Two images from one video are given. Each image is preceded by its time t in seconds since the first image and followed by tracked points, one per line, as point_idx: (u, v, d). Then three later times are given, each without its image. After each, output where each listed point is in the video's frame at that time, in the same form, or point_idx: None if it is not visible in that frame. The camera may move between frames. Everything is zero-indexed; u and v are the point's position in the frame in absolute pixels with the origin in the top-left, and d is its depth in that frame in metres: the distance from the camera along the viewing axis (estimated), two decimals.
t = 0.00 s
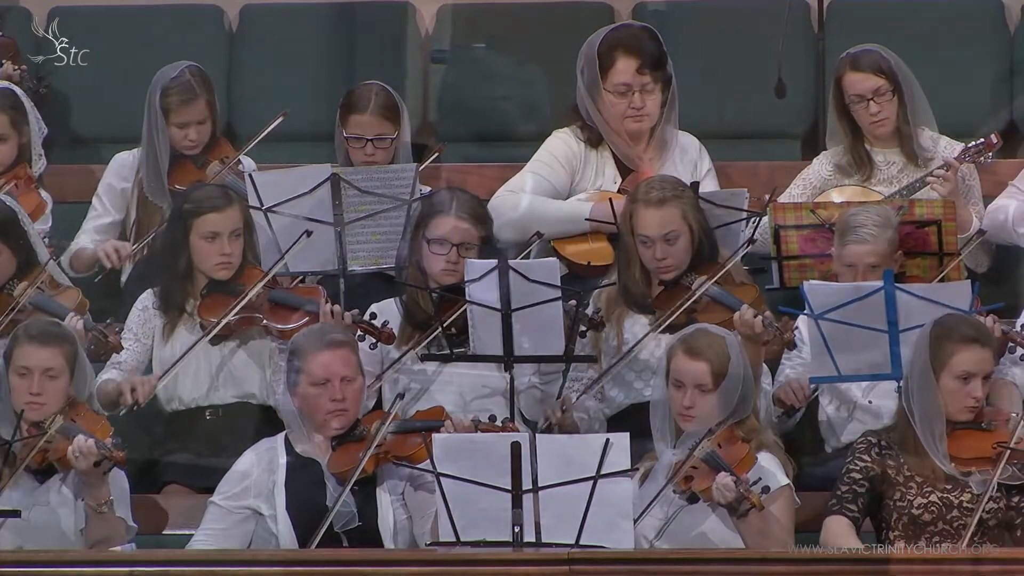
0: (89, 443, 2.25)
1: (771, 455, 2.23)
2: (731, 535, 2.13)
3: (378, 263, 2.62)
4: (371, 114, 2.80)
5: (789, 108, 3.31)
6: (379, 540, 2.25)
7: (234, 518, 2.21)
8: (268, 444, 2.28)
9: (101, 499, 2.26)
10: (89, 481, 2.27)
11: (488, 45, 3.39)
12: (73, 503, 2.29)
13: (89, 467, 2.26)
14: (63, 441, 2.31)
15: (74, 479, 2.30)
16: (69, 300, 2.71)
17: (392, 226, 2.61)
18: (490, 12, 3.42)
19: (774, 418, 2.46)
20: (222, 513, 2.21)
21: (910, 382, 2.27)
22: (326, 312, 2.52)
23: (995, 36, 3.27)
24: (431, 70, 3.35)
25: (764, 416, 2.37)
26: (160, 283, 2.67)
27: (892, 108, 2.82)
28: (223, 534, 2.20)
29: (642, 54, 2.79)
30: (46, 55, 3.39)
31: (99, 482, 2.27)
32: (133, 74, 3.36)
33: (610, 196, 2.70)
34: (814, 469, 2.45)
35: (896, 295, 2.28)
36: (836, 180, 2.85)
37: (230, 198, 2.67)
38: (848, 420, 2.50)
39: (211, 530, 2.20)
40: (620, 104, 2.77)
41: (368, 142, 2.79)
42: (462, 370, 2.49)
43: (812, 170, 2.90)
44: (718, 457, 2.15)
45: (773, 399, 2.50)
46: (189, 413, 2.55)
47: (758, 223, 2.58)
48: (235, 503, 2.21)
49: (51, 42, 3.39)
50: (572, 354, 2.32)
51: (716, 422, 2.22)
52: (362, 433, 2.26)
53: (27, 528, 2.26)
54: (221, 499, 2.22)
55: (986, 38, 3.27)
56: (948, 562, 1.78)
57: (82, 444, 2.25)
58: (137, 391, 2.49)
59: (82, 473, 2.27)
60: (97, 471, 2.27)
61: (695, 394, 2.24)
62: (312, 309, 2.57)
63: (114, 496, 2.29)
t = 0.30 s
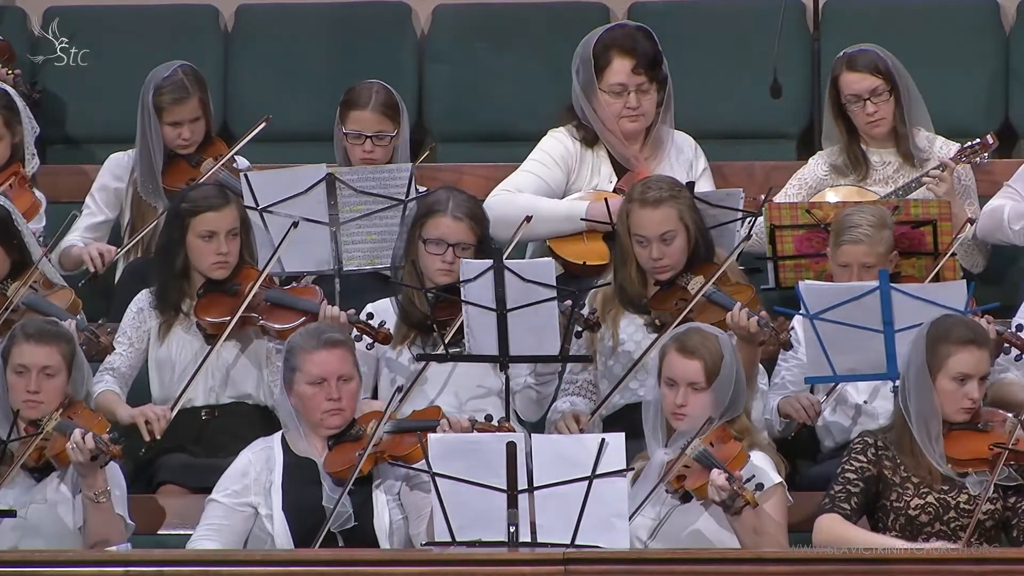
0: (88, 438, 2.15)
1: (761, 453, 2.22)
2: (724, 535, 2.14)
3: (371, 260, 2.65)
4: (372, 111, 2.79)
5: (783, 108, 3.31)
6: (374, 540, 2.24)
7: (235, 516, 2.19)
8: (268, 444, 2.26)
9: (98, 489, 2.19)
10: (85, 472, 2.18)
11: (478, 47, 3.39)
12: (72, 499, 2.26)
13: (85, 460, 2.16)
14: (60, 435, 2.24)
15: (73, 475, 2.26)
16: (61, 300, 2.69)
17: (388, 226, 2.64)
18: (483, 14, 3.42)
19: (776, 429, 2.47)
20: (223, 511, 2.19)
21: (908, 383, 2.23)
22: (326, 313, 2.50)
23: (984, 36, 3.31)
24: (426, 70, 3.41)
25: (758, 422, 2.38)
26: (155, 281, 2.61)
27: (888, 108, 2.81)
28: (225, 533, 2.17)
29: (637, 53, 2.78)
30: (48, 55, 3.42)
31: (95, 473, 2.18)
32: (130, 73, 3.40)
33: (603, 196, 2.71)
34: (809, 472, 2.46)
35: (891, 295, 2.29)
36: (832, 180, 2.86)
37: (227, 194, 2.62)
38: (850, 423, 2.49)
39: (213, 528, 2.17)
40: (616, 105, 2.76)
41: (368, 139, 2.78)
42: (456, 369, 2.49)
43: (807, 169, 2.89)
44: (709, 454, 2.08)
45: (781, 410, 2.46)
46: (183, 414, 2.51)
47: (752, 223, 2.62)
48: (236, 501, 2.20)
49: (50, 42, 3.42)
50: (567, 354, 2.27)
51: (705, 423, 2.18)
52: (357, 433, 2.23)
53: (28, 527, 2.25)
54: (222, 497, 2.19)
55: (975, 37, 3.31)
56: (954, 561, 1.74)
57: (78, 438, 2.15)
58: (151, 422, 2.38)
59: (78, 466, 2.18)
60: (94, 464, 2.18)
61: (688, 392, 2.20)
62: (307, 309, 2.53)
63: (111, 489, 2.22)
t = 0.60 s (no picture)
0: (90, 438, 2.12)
1: (753, 451, 2.21)
2: (716, 534, 2.14)
3: (367, 263, 2.63)
4: (369, 110, 2.79)
5: (778, 108, 3.32)
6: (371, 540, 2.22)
7: (234, 512, 2.16)
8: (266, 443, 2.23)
9: (97, 490, 2.17)
10: (84, 473, 2.15)
11: (475, 47, 3.39)
12: (70, 499, 2.24)
13: (85, 461, 2.13)
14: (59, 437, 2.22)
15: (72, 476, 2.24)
16: (53, 298, 2.69)
17: (384, 225, 2.63)
18: (480, 14, 3.43)
19: (774, 424, 2.49)
20: (222, 506, 2.16)
21: (905, 382, 2.20)
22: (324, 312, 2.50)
23: (980, 37, 3.32)
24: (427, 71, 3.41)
25: (751, 421, 2.39)
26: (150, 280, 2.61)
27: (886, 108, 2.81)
28: (226, 526, 2.14)
29: (634, 53, 2.79)
30: (48, 55, 3.44)
31: (95, 473, 2.15)
32: (130, 73, 3.42)
33: (600, 196, 2.72)
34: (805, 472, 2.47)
35: (886, 295, 2.28)
36: (828, 179, 2.86)
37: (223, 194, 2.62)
38: (845, 423, 2.50)
39: (213, 521, 2.14)
40: (613, 105, 2.76)
41: (363, 139, 2.78)
42: (452, 368, 2.50)
43: (804, 168, 2.89)
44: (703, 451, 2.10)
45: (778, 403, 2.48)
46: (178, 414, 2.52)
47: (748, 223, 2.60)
48: (235, 496, 2.17)
49: (51, 42, 3.44)
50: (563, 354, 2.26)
51: (698, 421, 2.18)
52: (355, 434, 2.22)
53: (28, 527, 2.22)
54: (222, 492, 2.16)
55: (969, 38, 3.33)
56: (954, 560, 1.72)
57: (78, 438, 2.13)
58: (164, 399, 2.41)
59: (77, 466, 2.15)
60: (94, 465, 2.15)
61: (679, 391, 2.20)
62: (303, 308, 2.53)
63: (110, 489, 2.20)
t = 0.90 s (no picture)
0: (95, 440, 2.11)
1: (746, 453, 2.20)
2: (710, 535, 2.14)
3: (364, 262, 2.64)
4: (364, 111, 2.79)
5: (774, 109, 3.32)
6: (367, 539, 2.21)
7: (236, 505, 2.16)
8: (263, 442, 2.23)
9: (99, 492, 2.15)
10: (87, 476, 2.14)
11: (472, 47, 3.39)
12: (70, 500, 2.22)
13: (90, 463, 2.12)
14: (61, 439, 2.22)
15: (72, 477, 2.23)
16: (46, 297, 2.69)
17: (379, 226, 2.63)
18: (478, 14, 3.43)
19: (774, 418, 2.49)
20: (225, 499, 2.15)
21: (900, 382, 2.19)
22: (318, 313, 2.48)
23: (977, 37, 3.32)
24: (426, 71, 3.41)
25: (746, 422, 2.40)
26: (145, 280, 2.61)
27: (885, 107, 2.81)
28: (229, 517, 2.13)
29: (631, 53, 2.79)
30: (47, 55, 3.43)
31: (100, 477, 2.14)
32: (129, 73, 3.42)
33: (596, 196, 2.72)
34: (801, 472, 2.47)
35: (881, 295, 2.28)
36: (825, 178, 2.86)
37: (218, 195, 2.62)
38: (839, 422, 2.50)
39: (216, 512, 2.14)
40: (610, 105, 2.76)
41: (358, 139, 2.78)
42: (446, 368, 2.50)
43: (800, 168, 2.89)
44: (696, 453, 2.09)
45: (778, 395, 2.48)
46: (175, 416, 2.53)
47: (742, 223, 2.60)
48: (237, 491, 2.17)
49: (51, 42, 3.44)
50: (559, 354, 2.25)
51: (693, 420, 2.18)
52: (352, 434, 2.19)
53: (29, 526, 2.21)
54: (225, 486, 2.16)
55: (965, 38, 3.33)
56: (953, 561, 1.72)
57: (84, 439, 2.12)
58: (180, 380, 2.39)
59: (81, 468, 2.14)
60: (98, 468, 2.14)
61: (672, 391, 2.20)
62: (299, 310, 2.53)
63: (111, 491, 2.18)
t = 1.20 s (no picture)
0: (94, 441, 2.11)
1: (742, 451, 2.21)
2: (709, 535, 2.12)
3: (359, 262, 2.64)
4: (357, 112, 2.79)
5: (771, 108, 3.32)
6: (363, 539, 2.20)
7: (238, 500, 2.15)
8: (258, 442, 2.22)
9: (98, 492, 2.15)
10: (87, 476, 2.14)
11: (470, 47, 3.39)
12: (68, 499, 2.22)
13: (90, 463, 2.12)
14: (61, 439, 2.20)
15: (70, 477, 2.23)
16: (38, 296, 2.69)
17: (374, 226, 2.63)
18: (476, 14, 3.43)
19: (772, 411, 2.49)
20: (227, 495, 2.14)
21: (895, 383, 2.18)
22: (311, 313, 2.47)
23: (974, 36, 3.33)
24: (423, 70, 3.41)
25: (742, 423, 2.40)
26: (140, 281, 2.61)
27: (883, 106, 2.81)
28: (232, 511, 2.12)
29: (628, 53, 2.79)
30: (47, 55, 3.43)
31: (99, 477, 2.14)
32: (128, 73, 3.42)
33: (591, 196, 2.72)
34: (796, 472, 2.47)
35: (877, 295, 2.28)
36: (821, 178, 2.86)
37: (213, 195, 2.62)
38: (834, 423, 2.50)
39: (218, 507, 2.12)
40: (606, 105, 2.76)
41: (351, 140, 2.78)
42: (442, 368, 2.50)
43: (796, 168, 2.89)
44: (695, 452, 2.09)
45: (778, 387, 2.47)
46: (171, 415, 2.52)
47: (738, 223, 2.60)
48: (239, 487, 2.16)
49: (50, 42, 3.44)
50: (555, 354, 2.25)
51: (688, 420, 2.18)
52: (348, 436, 2.18)
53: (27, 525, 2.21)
54: (226, 483, 2.16)
55: (961, 38, 3.34)
56: (949, 561, 1.72)
57: (85, 440, 2.12)
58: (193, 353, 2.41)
59: (80, 469, 2.14)
60: (98, 469, 2.14)
61: (668, 391, 2.21)
62: (288, 307, 2.51)
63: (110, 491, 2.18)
